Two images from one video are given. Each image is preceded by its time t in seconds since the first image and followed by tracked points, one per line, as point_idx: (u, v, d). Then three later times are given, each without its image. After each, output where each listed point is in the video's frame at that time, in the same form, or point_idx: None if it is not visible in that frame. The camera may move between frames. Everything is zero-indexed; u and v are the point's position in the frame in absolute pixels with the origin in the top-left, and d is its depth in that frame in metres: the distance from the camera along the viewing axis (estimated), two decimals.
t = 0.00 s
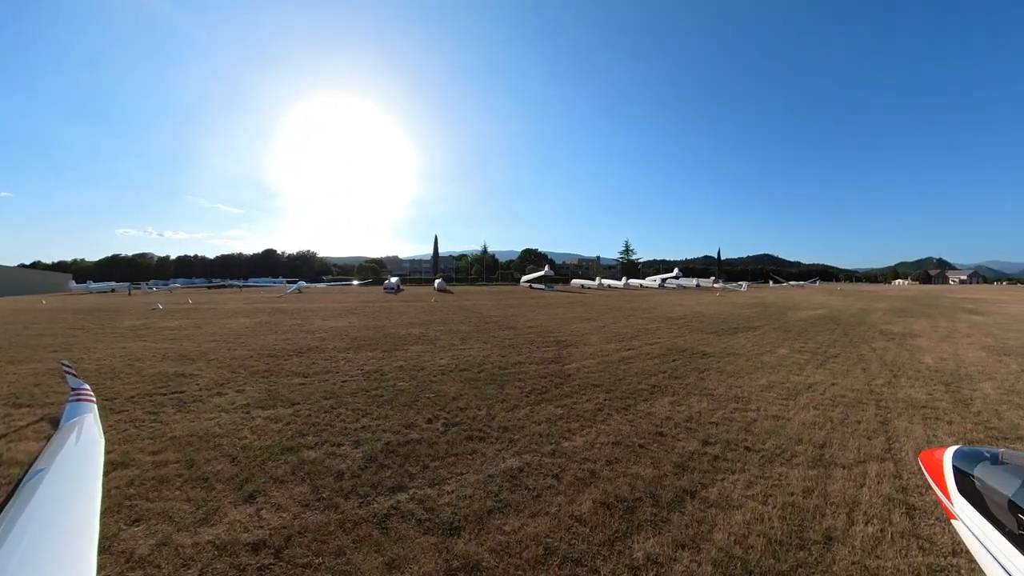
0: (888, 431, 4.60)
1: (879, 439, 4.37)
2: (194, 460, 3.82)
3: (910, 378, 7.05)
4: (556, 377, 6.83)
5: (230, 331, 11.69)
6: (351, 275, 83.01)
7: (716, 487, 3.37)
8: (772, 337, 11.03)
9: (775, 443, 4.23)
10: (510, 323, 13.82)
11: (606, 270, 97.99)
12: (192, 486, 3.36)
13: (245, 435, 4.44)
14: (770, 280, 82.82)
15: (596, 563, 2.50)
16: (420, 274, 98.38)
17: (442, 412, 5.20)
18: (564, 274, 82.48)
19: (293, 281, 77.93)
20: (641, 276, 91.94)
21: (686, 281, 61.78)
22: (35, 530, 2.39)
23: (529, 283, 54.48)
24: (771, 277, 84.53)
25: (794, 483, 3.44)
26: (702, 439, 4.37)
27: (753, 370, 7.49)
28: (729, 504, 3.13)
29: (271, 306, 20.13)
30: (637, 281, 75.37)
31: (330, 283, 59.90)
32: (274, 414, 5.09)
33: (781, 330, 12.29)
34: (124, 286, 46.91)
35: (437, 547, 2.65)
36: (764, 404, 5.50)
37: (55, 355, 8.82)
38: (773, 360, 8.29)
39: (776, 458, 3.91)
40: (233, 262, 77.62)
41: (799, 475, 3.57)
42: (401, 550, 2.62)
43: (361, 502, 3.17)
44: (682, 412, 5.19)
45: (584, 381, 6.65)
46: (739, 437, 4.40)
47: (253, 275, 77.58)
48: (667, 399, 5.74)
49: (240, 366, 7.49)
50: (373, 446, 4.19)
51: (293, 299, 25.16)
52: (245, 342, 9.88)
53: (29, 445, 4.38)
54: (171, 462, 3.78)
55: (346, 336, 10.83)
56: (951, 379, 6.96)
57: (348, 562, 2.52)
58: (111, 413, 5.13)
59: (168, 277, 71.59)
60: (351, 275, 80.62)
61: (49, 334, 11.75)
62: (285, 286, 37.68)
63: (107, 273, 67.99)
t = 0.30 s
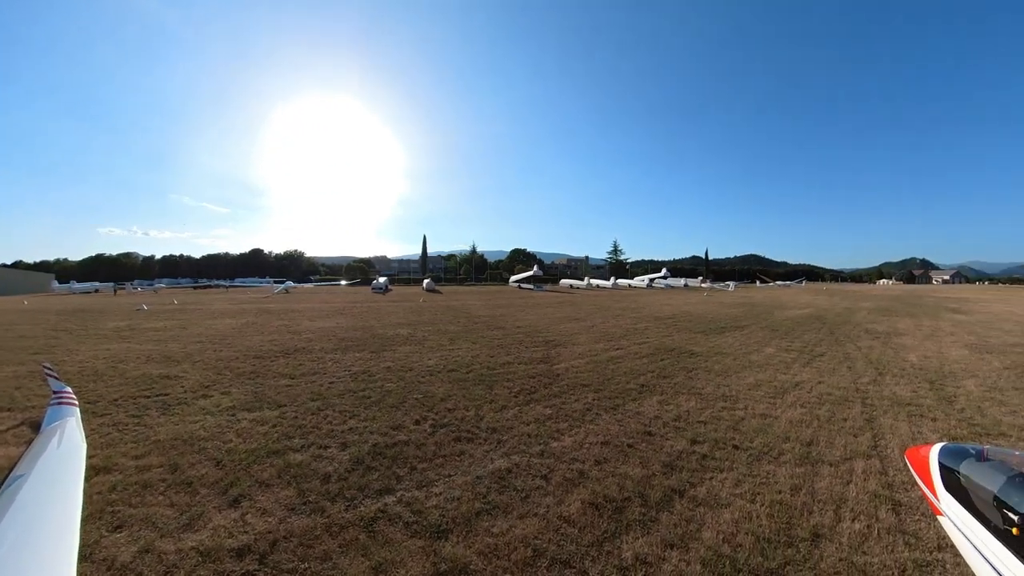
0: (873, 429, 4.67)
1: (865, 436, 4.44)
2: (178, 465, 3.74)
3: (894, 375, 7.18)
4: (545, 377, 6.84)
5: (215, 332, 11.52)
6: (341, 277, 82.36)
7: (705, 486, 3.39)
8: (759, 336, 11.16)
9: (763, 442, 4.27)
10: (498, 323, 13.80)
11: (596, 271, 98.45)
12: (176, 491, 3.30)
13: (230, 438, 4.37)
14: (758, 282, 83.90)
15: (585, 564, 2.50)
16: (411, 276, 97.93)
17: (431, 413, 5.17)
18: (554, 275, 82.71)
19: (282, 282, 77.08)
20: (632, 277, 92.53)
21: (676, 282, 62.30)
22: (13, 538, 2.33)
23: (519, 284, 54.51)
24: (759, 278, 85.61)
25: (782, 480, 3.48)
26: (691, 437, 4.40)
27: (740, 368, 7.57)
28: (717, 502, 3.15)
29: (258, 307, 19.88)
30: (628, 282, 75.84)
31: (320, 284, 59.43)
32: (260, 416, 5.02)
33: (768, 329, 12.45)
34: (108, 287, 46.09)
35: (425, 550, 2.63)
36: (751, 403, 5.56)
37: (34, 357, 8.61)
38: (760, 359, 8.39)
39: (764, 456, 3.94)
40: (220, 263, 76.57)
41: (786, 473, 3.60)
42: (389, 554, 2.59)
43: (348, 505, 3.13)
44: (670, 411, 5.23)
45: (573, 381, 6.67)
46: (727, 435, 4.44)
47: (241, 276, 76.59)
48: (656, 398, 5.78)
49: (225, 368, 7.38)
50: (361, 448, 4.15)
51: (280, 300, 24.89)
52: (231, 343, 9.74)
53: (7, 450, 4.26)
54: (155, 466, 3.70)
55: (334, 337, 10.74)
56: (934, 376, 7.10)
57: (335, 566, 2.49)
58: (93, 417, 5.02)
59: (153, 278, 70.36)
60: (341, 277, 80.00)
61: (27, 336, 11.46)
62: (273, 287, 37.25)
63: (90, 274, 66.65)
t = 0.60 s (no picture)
0: (859, 425, 4.75)
1: (851, 433, 4.51)
2: (164, 468, 3.68)
3: (880, 373, 7.30)
4: (535, 377, 6.85)
5: (202, 333, 11.36)
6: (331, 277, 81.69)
7: (694, 483, 3.42)
8: (747, 335, 11.29)
9: (751, 439, 4.32)
10: (488, 323, 13.79)
11: (587, 271, 98.76)
12: (163, 495, 3.25)
13: (218, 440, 4.32)
14: (747, 280, 84.88)
15: (575, 562, 2.51)
16: (402, 275, 97.44)
17: (421, 413, 5.15)
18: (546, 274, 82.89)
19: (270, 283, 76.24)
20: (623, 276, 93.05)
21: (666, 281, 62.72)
22: None
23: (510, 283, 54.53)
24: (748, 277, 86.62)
25: (769, 477, 3.52)
26: (680, 435, 4.44)
27: (729, 367, 7.65)
28: (706, 499, 3.18)
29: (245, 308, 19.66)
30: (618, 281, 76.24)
31: (310, 283, 58.91)
32: (248, 418, 4.97)
33: (755, 328, 12.62)
34: (93, 287, 45.29)
35: (415, 551, 2.62)
36: (739, 401, 5.62)
37: (17, 359, 8.44)
38: (748, 358, 8.49)
39: (752, 453, 3.99)
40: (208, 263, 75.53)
41: (774, 470, 3.65)
42: (379, 555, 2.58)
43: (337, 507, 3.10)
44: (659, 409, 5.27)
45: (563, 380, 6.69)
46: (715, 433, 4.49)
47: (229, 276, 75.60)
48: (645, 397, 5.82)
49: (212, 369, 7.28)
50: (350, 449, 4.12)
51: (268, 300, 24.63)
52: (218, 344, 9.62)
53: None
54: (141, 470, 3.64)
55: (322, 337, 10.66)
56: (919, 374, 7.24)
57: (325, 568, 2.47)
58: (77, 420, 4.92)
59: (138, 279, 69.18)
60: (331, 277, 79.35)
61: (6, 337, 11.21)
62: (260, 286, 36.76)
63: (74, 274, 65.36)
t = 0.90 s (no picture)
0: (845, 423, 4.82)
1: (837, 430, 4.58)
2: (151, 472, 3.63)
3: (866, 371, 7.41)
4: (524, 377, 6.86)
5: (189, 334, 11.20)
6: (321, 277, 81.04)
7: (682, 481, 3.45)
8: (735, 335, 11.41)
9: (738, 437, 4.37)
10: (477, 323, 13.77)
11: (579, 271, 99.02)
12: (149, 498, 3.20)
13: (205, 443, 4.26)
14: (737, 280, 85.74)
15: (565, 561, 2.52)
16: (393, 275, 97.02)
17: (410, 414, 5.14)
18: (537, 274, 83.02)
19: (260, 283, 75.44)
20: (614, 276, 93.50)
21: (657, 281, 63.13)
22: None
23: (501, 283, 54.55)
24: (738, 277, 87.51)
25: (757, 474, 3.56)
26: (668, 434, 4.47)
27: (717, 366, 7.73)
28: (694, 497, 3.21)
29: (233, 308, 19.44)
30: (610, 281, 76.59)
31: (300, 283, 58.46)
32: (236, 420, 4.91)
33: (743, 328, 12.77)
34: (78, 287, 44.49)
35: (404, 552, 2.61)
36: (727, 400, 5.68)
37: None
38: (736, 357, 8.58)
39: (739, 451, 4.04)
40: (196, 264, 74.54)
41: (761, 467, 3.70)
42: (368, 556, 2.57)
43: (326, 509, 3.08)
44: (648, 408, 5.30)
45: (552, 380, 6.71)
46: (703, 431, 4.53)
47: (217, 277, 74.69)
48: (634, 396, 5.85)
49: (199, 371, 7.18)
50: (339, 451, 4.10)
51: (256, 301, 24.39)
52: (205, 345, 9.49)
53: None
54: (127, 474, 3.58)
55: (311, 338, 10.58)
56: (903, 372, 7.36)
57: (313, 571, 2.45)
58: (62, 423, 4.83)
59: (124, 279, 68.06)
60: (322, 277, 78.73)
61: None
62: (249, 286, 36.38)
63: (58, 274, 64.12)
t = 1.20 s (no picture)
0: (832, 420, 4.89)
1: (824, 427, 4.64)
2: (137, 475, 3.57)
3: (852, 370, 7.52)
4: (514, 377, 6.87)
5: (175, 335, 11.04)
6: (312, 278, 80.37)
7: (671, 480, 3.47)
8: (723, 334, 11.52)
9: (727, 435, 4.40)
10: (467, 323, 13.73)
11: (571, 271, 99.30)
12: (135, 503, 3.15)
13: (192, 446, 4.20)
14: (727, 280, 86.59)
15: (554, 560, 2.52)
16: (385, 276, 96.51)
17: (399, 415, 5.11)
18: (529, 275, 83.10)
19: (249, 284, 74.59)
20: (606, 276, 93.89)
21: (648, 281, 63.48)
22: None
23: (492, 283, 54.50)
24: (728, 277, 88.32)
25: (745, 472, 3.60)
26: (657, 433, 4.50)
27: (705, 365, 7.79)
28: (683, 495, 3.23)
29: (221, 308, 19.21)
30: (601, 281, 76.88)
31: (290, 283, 57.96)
32: (223, 422, 4.85)
33: (731, 327, 12.91)
34: (63, 286, 43.64)
35: (393, 553, 2.59)
36: (716, 398, 5.73)
37: None
38: (725, 356, 8.66)
39: (728, 449, 4.07)
40: (184, 264, 73.52)
41: (749, 465, 3.73)
42: (357, 559, 2.55)
43: (314, 511, 3.06)
44: (637, 408, 5.33)
45: (542, 380, 6.72)
46: (692, 430, 4.56)
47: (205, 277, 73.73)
48: (623, 395, 5.88)
49: (186, 372, 7.08)
50: (328, 452, 4.06)
51: (244, 301, 24.14)
52: (191, 346, 9.36)
53: None
54: (112, 478, 3.52)
55: (299, 339, 10.48)
56: (889, 370, 7.48)
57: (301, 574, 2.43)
58: (45, 427, 4.73)
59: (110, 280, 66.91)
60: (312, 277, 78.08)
61: None
62: (237, 286, 35.93)
63: (41, 274, 62.84)
